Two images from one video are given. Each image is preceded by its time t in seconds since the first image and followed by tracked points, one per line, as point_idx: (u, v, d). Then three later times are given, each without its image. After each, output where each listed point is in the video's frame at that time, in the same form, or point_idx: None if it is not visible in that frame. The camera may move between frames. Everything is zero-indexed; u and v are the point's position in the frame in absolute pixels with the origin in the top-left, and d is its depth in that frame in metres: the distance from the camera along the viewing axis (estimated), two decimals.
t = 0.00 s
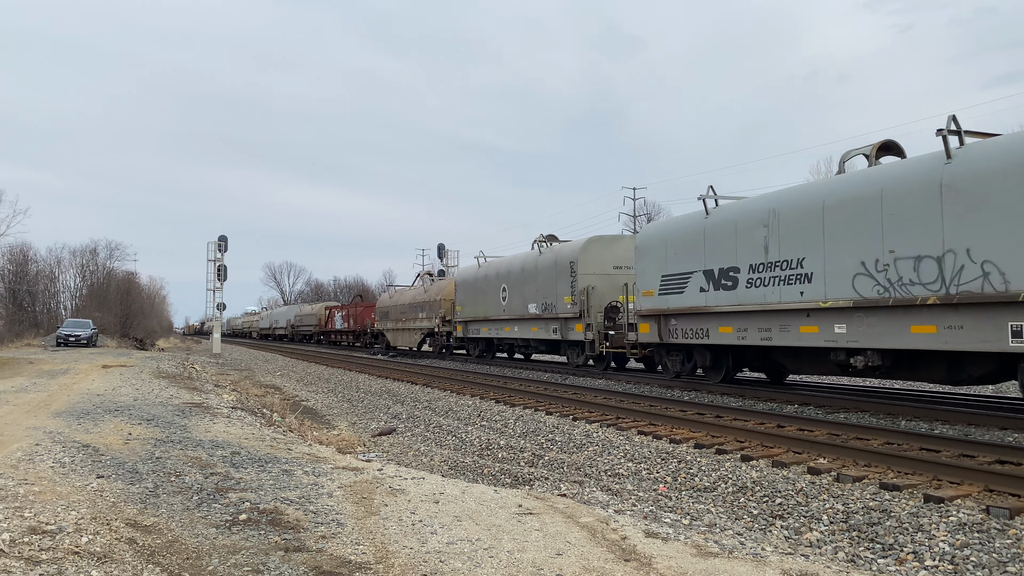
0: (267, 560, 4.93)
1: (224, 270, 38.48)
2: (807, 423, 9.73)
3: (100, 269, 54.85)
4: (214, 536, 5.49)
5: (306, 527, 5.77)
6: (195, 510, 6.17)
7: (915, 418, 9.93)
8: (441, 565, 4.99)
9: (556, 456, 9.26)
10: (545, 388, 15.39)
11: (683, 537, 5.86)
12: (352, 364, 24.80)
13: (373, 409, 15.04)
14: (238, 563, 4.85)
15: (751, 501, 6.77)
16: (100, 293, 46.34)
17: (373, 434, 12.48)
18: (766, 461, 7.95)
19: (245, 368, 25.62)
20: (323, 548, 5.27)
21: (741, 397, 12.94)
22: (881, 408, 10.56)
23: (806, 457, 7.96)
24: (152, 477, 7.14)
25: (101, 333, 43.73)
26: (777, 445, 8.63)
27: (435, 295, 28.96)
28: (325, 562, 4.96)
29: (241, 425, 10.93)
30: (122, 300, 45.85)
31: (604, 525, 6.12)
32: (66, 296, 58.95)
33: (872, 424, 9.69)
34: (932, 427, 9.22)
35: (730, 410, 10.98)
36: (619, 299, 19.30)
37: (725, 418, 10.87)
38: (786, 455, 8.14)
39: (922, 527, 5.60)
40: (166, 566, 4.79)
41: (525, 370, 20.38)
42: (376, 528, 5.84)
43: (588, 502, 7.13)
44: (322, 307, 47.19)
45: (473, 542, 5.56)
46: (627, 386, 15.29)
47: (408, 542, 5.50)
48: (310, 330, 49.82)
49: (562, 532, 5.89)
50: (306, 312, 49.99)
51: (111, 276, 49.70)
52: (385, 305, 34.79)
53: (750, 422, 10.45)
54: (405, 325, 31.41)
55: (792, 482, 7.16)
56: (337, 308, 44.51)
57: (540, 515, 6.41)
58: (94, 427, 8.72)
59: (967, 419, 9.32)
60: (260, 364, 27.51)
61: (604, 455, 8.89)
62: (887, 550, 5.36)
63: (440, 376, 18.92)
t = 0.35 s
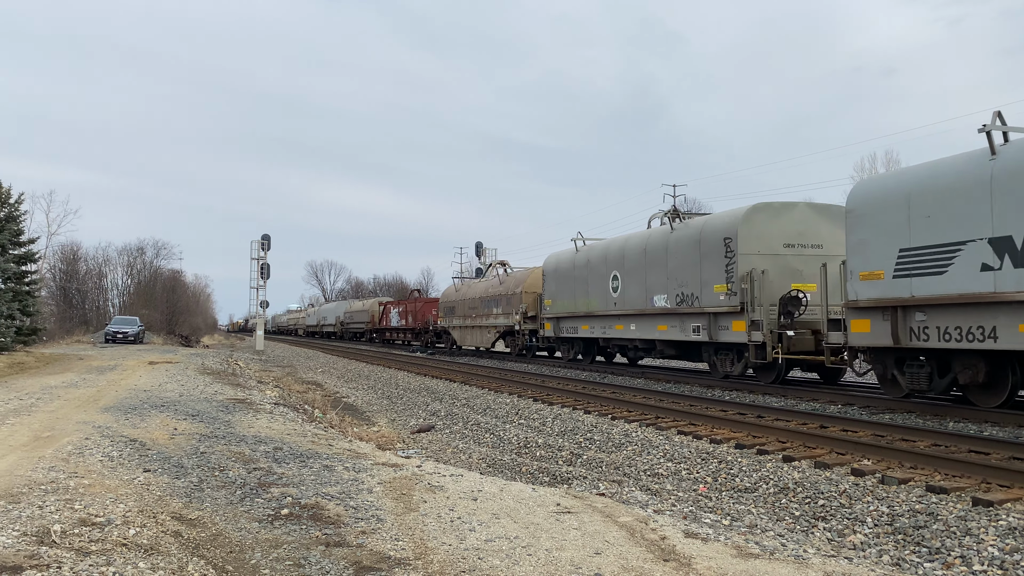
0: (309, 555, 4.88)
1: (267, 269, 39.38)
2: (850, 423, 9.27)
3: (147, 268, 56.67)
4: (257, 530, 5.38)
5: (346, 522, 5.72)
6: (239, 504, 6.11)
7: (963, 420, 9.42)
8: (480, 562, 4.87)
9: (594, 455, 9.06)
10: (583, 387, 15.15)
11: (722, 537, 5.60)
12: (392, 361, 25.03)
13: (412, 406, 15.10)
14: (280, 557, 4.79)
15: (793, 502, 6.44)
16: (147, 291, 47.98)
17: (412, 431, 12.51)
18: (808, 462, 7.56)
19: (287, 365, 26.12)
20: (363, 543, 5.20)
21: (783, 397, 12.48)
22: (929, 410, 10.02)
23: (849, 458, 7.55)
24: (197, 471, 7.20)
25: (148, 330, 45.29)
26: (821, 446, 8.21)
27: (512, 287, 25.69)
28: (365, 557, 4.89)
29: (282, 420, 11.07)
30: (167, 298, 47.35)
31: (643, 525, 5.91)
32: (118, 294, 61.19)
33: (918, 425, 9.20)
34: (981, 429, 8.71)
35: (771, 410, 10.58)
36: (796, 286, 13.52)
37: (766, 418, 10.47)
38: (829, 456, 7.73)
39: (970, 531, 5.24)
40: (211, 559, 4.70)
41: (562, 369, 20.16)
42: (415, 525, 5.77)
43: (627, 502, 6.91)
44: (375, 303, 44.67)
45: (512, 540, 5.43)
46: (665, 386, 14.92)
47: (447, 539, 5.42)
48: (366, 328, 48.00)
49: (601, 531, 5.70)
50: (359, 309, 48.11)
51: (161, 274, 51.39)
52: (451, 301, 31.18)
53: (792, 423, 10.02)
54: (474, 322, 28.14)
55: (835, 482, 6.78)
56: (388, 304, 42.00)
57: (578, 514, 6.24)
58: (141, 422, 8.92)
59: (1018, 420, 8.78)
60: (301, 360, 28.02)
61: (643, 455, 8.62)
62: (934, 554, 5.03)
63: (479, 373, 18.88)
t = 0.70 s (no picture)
0: (342, 552, 4.84)
1: (301, 269, 40.03)
2: (888, 424, 8.88)
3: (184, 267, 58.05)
4: (291, 527, 5.37)
5: (379, 519, 5.68)
6: (273, 501, 6.12)
7: (1007, 422, 8.96)
8: (512, 562, 4.76)
9: (627, 455, 8.86)
10: (616, 386, 14.92)
11: (756, 539, 5.38)
12: (425, 360, 25.16)
13: (444, 405, 15.10)
14: (314, 554, 4.76)
15: (828, 504, 6.16)
16: (185, 290, 49.24)
17: (444, 430, 12.50)
18: (844, 464, 7.23)
19: (322, 363, 26.48)
20: (395, 541, 5.15)
21: (819, 398, 12.05)
22: (971, 411, 9.56)
23: (886, 460, 7.20)
24: (232, 468, 7.25)
25: (185, 329, 46.47)
26: (858, 447, 7.85)
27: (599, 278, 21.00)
28: (397, 556, 4.84)
29: (316, 418, 11.16)
30: (205, 297, 48.49)
31: (676, 526, 5.72)
32: (157, 294, 62.83)
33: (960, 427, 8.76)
34: None
35: (807, 411, 10.20)
36: None
37: (802, 419, 10.11)
38: (865, 458, 7.38)
39: (1014, 536, 4.93)
40: (246, 555, 4.69)
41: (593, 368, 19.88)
42: (447, 523, 5.70)
43: (660, 502, 6.72)
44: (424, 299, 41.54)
45: (544, 539, 5.32)
46: (699, 386, 14.59)
47: (479, 538, 5.33)
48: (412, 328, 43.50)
49: (633, 532, 5.55)
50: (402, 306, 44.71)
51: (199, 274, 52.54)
52: (516, 296, 27.19)
53: (828, 423, 9.64)
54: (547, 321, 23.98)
55: (872, 484, 6.47)
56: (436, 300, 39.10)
57: (610, 515, 6.09)
58: (179, 420, 9.07)
59: None
60: (335, 359, 28.36)
61: (676, 455, 8.39)
62: (974, 558, 4.75)
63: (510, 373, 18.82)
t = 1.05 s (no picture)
0: (361, 551, 4.83)
1: (321, 270, 40.37)
2: (911, 426, 8.66)
3: (206, 268, 58.85)
4: (310, 526, 5.38)
5: (398, 519, 5.66)
6: (293, 500, 6.12)
7: None
8: (532, 563, 4.71)
9: (645, 456, 8.74)
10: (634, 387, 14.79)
11: (776, 540, 5.25)
12: (444, 360, 25.23)
13: (463, 405, 15.08)
14: (334, 554, 4.75)
15: (849, 506, 6.00)
16: (207, 291, 49.95)
17: (463, 430, 12.50)
18: (865, 465, 7.04)
19: (341, 364, 26.64)
20: (415, 541, 5.13)
21: (839, 398, 11.83)
22: (993, 412, 9.33)
23: (909, 462, 7.00)
24: (253, 468, 7.29)
25: (207, 330, 47.08)
26: (879, 449, 7.65)
27: (696, 267, 17.32)
28: (416, 555, 4.81)
29: (336, 418, 11.20)
30: (226, 299, 49.14)
31: (696, 527, 5.62)
32: (179, 294, 63.73)
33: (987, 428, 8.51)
34: None
35: (827, 411, 10.00)
36: None
37: (822, 420, 9.91)
38: (888, 459, 7.19)
39: None
40: (267, 554, 4.70)
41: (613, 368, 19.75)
42: (466, 523, 5.66)
43: (679, 503, 6.61)
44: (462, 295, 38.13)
45: (563, 540, 5.25)
46: (718, 387, 14.40)
47: (498, 538, 5.28)
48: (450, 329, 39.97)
49: (652, 532, 5.46)
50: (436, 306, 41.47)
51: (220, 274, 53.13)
52: (580, 291, 23.33)
53: (849, 424, 9.43)
54: (624, 320, 20.09)
55: (894, 486, 6.28)
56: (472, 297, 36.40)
57: (629, 516, 6.00)
58: (201, 419, 9.16)
59: None
60: (354, 360, 28.51)
61: (695, 456, 8.27)
62: (999, 561, 4.60)
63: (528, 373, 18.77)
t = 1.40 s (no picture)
0: (369, 552, 4.83)
1: (327, 270, 40.48)
2: (920, 426, 8.59)
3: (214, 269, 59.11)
4: (318, 527, 5.38)
5: (405, 520, 5.66)
6: (301, 501, 6.13)
7: None
8: (538, 563, 4.70)
9: (652, 458, 8.69)
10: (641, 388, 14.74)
11: (784, 542, 5.21)
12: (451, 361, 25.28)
13: (470, 406, 15.07)
14: (341, 554, 4.75)
15: (857, 508, 5.95)
16: (214, 292, 50.19)
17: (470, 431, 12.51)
18: (873, 466, 6.98)
19: (348, 365, 26.69)
20: (422, 541, 5.13)
21: (848, 399, 11.76)
22: (1003, 412, 9.26)
23: (918, 463, 6.93)
24: (260, 469, 7.30)
25: (214, 331, 47.31)
26: (887, 450, 7.58)
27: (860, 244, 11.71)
28: (423, 556, 4.81)
29: (343, 419, 11.22)
30: (233, 300, 49.38)
31: (703, 528, 5.58)
32: (186, 295, 64.01)
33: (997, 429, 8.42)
34: None
35: (835, 412, 9.92)
36: None
37: (830, 421, 9.84)
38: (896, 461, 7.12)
39: None
40: (275, 554, 4.71)
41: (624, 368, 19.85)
42: (473, 524, 5.65)
43: (686, 504, 6.58)
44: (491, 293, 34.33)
45: (569, 541, 5.24)
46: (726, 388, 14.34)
47: (505, 539, 5.27)
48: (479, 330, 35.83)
49: (660, 534, 5.43)
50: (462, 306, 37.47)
51: (227, 276, 53.28)
52: (651, 284, 18.71)
53: (857, 425, 9.37)
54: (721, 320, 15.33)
55: (903, 488, 6.23)
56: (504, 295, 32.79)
57: (636, 517, 5.97)
58: (208, 420, 9.20)
59: None
60: (361, 360, 28.56)
61: (703, 457, 8.24)
62: (1010, 563, 4.55)
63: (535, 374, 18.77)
